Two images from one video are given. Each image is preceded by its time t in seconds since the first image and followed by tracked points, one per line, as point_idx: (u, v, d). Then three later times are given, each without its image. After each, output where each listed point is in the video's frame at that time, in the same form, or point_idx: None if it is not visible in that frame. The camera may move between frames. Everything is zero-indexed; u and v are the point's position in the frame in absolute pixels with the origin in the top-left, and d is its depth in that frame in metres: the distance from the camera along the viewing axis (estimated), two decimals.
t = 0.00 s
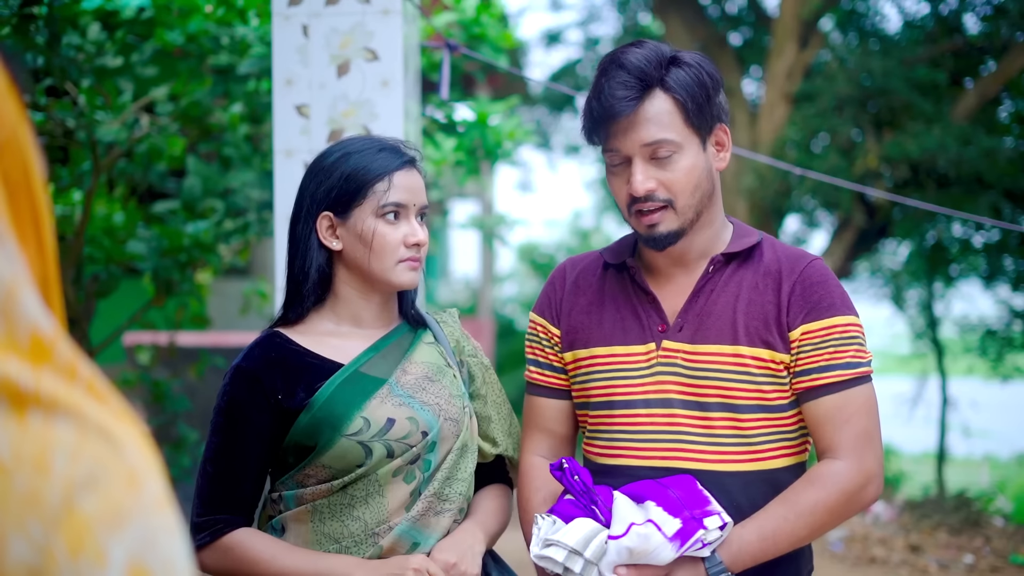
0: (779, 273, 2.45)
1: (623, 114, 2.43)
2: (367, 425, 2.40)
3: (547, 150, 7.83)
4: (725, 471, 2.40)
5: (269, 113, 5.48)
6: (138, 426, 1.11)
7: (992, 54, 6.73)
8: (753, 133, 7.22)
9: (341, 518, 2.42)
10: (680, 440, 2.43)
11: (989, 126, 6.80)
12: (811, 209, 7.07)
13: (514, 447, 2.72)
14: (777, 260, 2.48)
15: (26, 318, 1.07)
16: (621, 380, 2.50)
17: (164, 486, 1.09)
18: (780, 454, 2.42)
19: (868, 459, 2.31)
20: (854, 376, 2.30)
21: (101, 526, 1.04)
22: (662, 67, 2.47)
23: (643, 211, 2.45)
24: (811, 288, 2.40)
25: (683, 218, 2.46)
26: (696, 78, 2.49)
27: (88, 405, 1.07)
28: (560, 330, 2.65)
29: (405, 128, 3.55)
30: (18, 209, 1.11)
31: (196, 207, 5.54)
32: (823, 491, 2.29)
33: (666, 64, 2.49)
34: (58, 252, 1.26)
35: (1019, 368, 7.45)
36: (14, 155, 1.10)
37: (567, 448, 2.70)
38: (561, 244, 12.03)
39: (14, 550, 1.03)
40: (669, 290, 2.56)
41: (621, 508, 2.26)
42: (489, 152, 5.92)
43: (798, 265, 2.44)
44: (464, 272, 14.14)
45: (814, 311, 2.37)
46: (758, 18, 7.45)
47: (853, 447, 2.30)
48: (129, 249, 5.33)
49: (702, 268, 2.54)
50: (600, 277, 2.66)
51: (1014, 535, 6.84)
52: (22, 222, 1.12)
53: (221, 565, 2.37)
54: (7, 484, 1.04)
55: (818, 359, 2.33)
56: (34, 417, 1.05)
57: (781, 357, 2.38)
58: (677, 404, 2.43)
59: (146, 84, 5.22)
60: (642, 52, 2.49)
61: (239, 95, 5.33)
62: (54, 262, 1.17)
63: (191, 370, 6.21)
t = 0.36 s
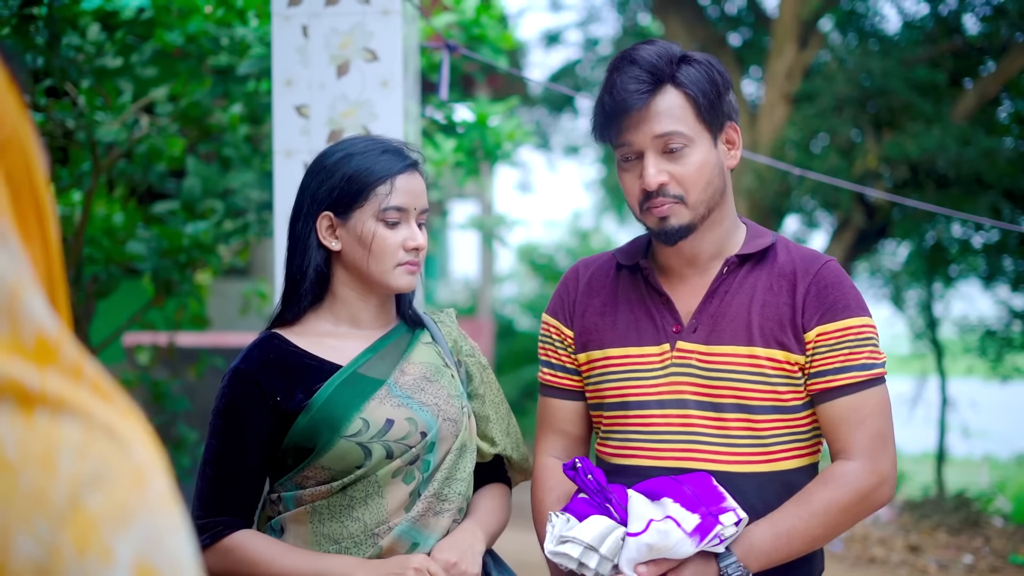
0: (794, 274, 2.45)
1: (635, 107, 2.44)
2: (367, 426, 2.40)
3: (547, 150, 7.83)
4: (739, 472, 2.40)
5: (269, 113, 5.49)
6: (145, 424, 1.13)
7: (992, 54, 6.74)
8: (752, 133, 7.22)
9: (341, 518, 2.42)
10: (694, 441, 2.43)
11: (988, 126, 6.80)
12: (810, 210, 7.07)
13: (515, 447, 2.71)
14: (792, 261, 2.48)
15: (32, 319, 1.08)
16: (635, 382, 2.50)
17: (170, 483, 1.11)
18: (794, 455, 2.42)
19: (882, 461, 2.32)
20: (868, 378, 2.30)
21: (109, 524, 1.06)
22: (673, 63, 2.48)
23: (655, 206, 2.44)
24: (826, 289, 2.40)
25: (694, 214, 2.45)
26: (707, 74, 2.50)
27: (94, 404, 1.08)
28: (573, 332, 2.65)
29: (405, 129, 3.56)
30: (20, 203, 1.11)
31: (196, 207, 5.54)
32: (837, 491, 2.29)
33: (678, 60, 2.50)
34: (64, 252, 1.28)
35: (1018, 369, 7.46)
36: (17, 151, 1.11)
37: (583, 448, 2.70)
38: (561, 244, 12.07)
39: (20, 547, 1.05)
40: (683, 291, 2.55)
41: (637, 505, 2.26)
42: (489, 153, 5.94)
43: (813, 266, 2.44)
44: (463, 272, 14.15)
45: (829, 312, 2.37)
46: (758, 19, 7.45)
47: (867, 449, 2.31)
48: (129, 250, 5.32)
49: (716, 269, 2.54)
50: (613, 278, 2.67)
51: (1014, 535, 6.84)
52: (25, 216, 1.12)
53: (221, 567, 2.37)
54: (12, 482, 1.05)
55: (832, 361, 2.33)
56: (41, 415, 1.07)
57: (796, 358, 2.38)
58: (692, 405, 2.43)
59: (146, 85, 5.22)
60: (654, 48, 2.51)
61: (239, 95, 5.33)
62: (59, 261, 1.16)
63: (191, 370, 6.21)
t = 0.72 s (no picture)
0: (806, 277, 2.45)
1: (638, 93, 2.47)
2: (365, 426, 2.40)
3: (547, 150, 7.83)
4: (749, 475, 2.40)
5: (269, 113, 5.49)
6: (160, 425, 1.22)
7: (992, 54, 6.74)
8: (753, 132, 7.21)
9: (340, 518, 2.42)
10: (704, 445, 2.42)
11: (989, 126, 6.80)
12: (810, 210, 7.07)
13: (514, 447, 2.70)
14: (804, 263, 2.48)
15: (46, 321, 1.20)
16: (645, 383, 2.49)
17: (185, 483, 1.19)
18: (804, 459, 2.41)
19: (893, 466, 2.33)
20: (879, 382, 2.32)
21: (124, 523, 1.16)
22: (680, 52, 2.51)
23: (663, 191, 2.44)
24: (838, 292, 2.40)
25: (703, 199, 2.44)
26: (714, 66, 2.52)
27: (108, 405, 1.19)
28: (584, 332, 2.64)
29: (405, 128, 3.55)
30: (30, 202, 1.22)
31: (196, 207, 5.54)
32: (848, 496, 2.30)
33: (686, 50, 2.52)
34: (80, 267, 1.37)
35: (1019, 369, 7.46)
36: (28, 149, 1.23)
37: (591, 448, 2.70)
38: (561, 244, 12.08)
39: (42, 544, 1.17)
40: (694, 291, 2.55)
41: (650, 507, 2.26)
42: (489, 153, 5.94)
43: (825, 270, 2.44)
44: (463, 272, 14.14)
45: (841, 315, 2.37)
46: (759, 19, 7.44)
47: (878, 454, 2.32)
48: (129, 250, 5.31)
49: (728, 271, 2.53)
50: (625, 277, 2.66)
51: (1014, 535, 6.84)
52: (37, 215, 1.23)
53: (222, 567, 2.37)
54: (31, 479, 1.18)
55: (844, 365, 2.34)
56: (58, 415, 1.19)
57: (807, 362, 2.38)
58: (703, 408, 2.42)
59: (146, 85, 5.21)
60: (661, 41, 2.54)
61: (239, 95, 5.34)
62: (72, 258, 1.27)
63: (190, 370, 6.20)
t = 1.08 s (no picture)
0: (809, 276, 2.45)
1: (652, 85, 2.47)
2: (362, 428, 2.40)
3: (547, 149, 7.83)
4: (750, 474, 2.40)
5: (269, 112, 5.49)
6: (175, 425, 1.19)
7: (992, 54, 6.73)
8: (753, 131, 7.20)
9: (337, 518, 2.42)
10: (705, 444, 2.42)
11: (989, 125, 6.80)
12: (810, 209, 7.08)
13: (517, 448, 2.69)
14: (807, 263, 2.47)
15: (63, 320, 1.15)
16: (647, 381, 2.49)
17: (203, 484, 1.17)
18: (806, 459, 2.41)
19: (894, 466, 2.33)
20: (881, 382, 2.32)
21: (145, 525, 1.12)
22: (697, 49, 2.50)
23: (668, 183, 2.44)
24: (841, 292, 2.40)
25: (709, 195, 2.45)
26: (730, 67, 2.52)
27: (126, 404, 1.15)
28: (587, 330, 2.64)
29: (405, 128, 3.55)
30: (46, 202, 1.19)
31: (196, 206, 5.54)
32: (848, 496, 2.30)
33: (703, 48, 2.52)
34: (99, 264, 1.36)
35: (1018, 368, 7.45)
36: (42, 147, 1.20)
37: (595, 446, 2.70)
38: (561, 243, 12.11)
39: (58, 548, 1.13)
40: (697, 289, 2.54)
41: (650, 501, 2.27)
42: (489, 152, 5.93)
43: (827, 269, 2.43)
44: (463, 272, 14.14)
45: (843, 316, 2.37)
46: (758, 18, 7.44)
47: (879, 455, 2.33)
48: (129, 249, 5.32)
49: (730, 270, 2.53)
50: (629, 276, 2.65)
51: (1014, 535, 6.83)
52: (50, 213, 1.20)
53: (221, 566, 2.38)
54: (49, 482, 1.13)
55: (846, 365, 2.34)
56: (75, 415, 1.14)
57: (809, 361, 2.38)
58: (704, 407, 2.42)
59: (146, 84, 5.21)
60: (678, 36, 2.54)
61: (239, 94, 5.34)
62: (84, 256, 1.24)
63: (190, 369, 6.20)
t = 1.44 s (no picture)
0: (809, 277, 2.44)
1: (658, 86, 2.47)
2: (355, 427, 2.40)
3: (547, 149, 7.83)
4: (746, 474, 2.40)
5: (269, 113, 5.48)
6: (186, 422, 1.21)
7: (992, 54, 6.72)
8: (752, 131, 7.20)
9: (331, 518, 2.42)
10: (702, 443, 2.42)
11: (989, 126, 6.79)
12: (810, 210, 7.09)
13: (517, 451, 2.69)
14: (808, 264, 2.47)
15: (72, 318, 1.16)
16: (645, 378, 2.48)
17: (215, 482, 1.19)
18: (802, 459, 2.41)
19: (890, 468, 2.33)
20: (880, 385, 2.32)
21: (160, 526, 1.14)
22: (703, 50, 2.50)
23: (671, 185, 2.44)
24: (841, 294, 2.40)
25: (712, 198, 2.45)
26: (736, 68, 2.51)
27: (137, 403, 1.17)
28: (584, 325, 2.63)
29: (405, 128, 3.55)
30: (56, 203, 1.20)
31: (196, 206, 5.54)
32: (843, 500, 2.30)
33: (709, 49, 2.51)
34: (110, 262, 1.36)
35: (1018, 369, 7.45)
36: (57, 146, 1.20)
37: (588, 441, 2.69)
38: (561, 243, 12.13)
39: (75, 551, 1.14)
40: (697, 287, 2.54)
41: (652, 496, 2.26)
42: (488, 152, 5.91)
43: (828, 271, 2.43)
44: (463, 272, 14.14)
45: (843, 317, 2.37)
46: (758, 18, 7.44)
47: (875, 457, 2.33)
48: (128, 249, 5.33)
49: (730, 268, 2.53)
50: (628, 272, 2.65)
51: (1014, 535, 6.82)
52: (62, 214, 1.20)
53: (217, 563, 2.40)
54: (62, 485, 1.14)
55: (844, 366, 2.34)
56: (86, 416, 1.16)
57: (807, 361, 2.38)
58: (702, 405, 2.42)
59: (146, 85, 5.20)
60: (686, 36, 2.53)
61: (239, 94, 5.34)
62: (94, 257, 1.24)
63: (190, 370, 6.20)
